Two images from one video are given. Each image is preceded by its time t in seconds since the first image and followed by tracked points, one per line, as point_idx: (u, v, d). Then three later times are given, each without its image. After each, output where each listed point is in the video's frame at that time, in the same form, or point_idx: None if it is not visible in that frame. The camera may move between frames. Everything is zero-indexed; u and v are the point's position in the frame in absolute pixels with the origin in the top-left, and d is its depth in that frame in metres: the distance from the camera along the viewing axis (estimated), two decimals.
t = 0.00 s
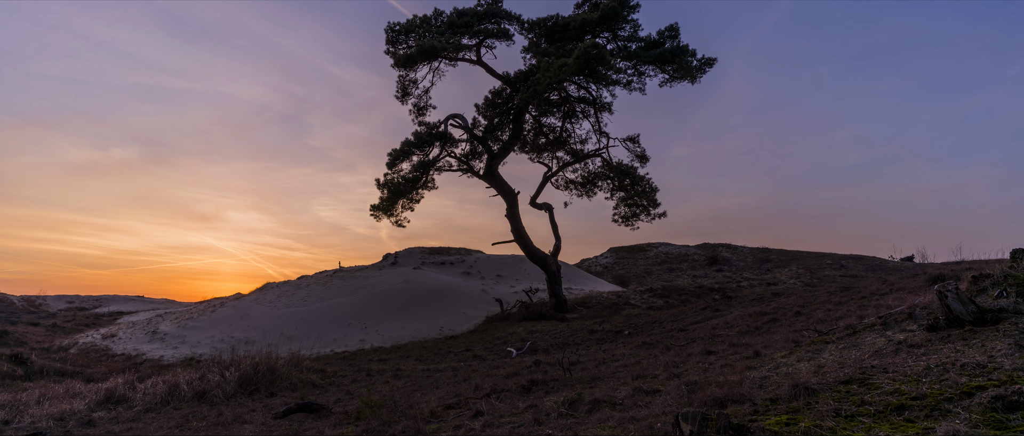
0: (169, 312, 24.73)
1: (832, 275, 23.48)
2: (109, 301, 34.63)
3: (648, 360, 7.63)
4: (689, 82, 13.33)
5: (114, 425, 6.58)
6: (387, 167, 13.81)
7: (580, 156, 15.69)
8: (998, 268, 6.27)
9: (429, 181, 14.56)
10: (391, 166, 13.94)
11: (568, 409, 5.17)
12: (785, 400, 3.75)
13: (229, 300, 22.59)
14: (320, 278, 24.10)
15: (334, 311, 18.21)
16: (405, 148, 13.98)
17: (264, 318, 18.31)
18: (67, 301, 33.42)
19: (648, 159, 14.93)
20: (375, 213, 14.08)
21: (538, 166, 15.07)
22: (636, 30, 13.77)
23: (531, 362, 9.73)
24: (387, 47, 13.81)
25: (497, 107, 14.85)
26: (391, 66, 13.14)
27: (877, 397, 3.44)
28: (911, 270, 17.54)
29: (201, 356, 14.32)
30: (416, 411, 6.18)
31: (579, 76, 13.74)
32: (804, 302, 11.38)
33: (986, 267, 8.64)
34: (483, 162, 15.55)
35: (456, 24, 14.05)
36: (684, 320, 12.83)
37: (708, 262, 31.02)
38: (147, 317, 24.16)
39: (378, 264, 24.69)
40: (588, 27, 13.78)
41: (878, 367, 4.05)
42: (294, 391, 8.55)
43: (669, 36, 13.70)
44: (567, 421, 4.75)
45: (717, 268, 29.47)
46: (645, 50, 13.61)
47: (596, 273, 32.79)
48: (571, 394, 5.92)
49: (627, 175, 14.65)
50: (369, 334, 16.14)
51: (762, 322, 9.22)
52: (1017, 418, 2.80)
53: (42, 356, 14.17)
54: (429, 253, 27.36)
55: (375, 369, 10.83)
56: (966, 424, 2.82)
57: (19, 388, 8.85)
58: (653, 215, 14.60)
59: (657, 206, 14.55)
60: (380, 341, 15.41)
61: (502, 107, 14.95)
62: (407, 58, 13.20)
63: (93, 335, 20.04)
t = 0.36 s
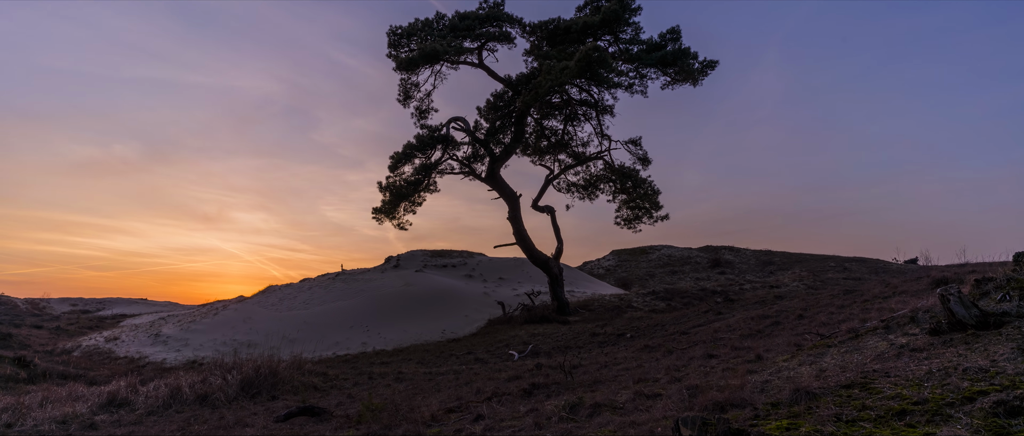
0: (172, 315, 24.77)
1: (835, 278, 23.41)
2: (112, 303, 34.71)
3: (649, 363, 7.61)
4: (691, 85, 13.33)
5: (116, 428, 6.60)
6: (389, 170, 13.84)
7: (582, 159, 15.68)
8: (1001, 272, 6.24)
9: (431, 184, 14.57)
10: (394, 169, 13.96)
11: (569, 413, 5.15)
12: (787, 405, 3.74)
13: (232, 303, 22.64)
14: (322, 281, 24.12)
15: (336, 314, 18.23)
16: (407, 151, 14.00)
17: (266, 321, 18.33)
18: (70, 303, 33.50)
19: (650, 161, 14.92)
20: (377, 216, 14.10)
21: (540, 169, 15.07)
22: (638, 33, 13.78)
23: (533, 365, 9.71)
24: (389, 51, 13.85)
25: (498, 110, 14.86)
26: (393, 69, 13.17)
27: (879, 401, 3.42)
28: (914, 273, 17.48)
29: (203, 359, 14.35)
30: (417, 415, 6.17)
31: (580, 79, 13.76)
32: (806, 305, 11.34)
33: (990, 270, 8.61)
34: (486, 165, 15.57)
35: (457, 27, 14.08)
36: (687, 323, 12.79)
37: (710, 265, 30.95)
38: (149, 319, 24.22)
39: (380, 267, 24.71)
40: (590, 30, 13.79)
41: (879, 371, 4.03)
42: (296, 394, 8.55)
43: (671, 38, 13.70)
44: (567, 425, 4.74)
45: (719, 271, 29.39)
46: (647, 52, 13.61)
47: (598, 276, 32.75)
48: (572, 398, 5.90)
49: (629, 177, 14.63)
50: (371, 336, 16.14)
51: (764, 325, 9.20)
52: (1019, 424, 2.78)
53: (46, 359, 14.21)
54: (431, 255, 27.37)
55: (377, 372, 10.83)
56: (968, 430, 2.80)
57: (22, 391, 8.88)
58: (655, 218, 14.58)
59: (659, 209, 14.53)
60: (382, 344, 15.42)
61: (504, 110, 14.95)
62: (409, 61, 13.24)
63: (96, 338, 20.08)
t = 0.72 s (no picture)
0: (175, 318, 24.81)
1: (838, 280, 23.35)
2: (115, 306, 34.79)
3: (651, 366, 7.60)
4: (693, 88, 13.33)
5: (118, 432, 6.61)
6: (391, 173, 13.86)
7: (584, 162, 15.68)
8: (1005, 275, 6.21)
9: (433, 187, 14.58)
10: (396, 172, 13.98)
11: (570, 417, 5.14)
12: (788, 409, 3.72)
13: (234, 306, 22.68)
14: (324, 283, 24.16)
15: (338, 317, 18.24)
16: (409, 154, 14.01)
17: (268, 324, 18.35)
18: (74, 306, 33.60)
19: (651, 164, 14.90)
20: (379, 219, 14.11)
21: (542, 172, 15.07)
22: (640, 36, 13.80)
23: (535, 369, 9.69)
24: (391, 54, 13.90)
25: (501, 113, 14.88)
26: (395, 72, 13.20)
27: (880, 406, 3.41)
28: (918, 276, 17.42)
29: (206, 362, 14.37)
30: (418, 419, 6.16)
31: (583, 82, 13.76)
32: (809, 308, 11.29)
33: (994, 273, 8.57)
34: (488, 168, 15.59)
35: (459, 30, 14.12)
36: (689, 326, 12.76)
37: (713, 268, 30.89)
38: (152, 322, 24.24)
39: (382, 270, 24.73)
40: (592, 33, 13.80)
41: (881, 375, 4.01)
42: (297, 397, 8.56)
43: (673, 41, 13.70)
44: (568, 430, 4.73)
45: (722, 273, 29.32)
46: (649, 55, 13.62)
47: (601, 279, 32.70)
48: (573, 402, 5.88)
49: (631, 180, 14.61)
50: (373, 340, 16.14)
51: (766, 328, 9.17)
52: (1022, 430, 2.76)
53: (49, 362, 14.24)
54: (433, 258, 27.39)
55: (379, 376, 10.83)
56: None
57: (25, 394, 8.90)
58: (657, 221, 14.56)
59: (661, 212, 14.51)
60: (384, 347, 15.41)
61: (505, 113, 14.95)
62: (411, 65, 13.27)
63: (99, 341, 20.12)
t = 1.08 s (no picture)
0: (178, 320, 24.86)
1: (841, 283, 23.30)
2: (118, 309, 34.87)
3: (653, 369, 7.58)
4: (694, 90, 13.32)
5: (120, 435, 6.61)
6: (393, 175, 13.88)
7: (586, 164, 15.68)
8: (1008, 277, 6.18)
9: (435, 190, 14.61)
10: (398, 174, 14.01)
11: (571, 421, 5.14)
12: (789, 413, 3.71)
13: (237, 308, 22.72)
14: (327, 286, 24.19)
15: (340, 319, 18.25)
16: (411, 157, 14.04)
17: (270, 326, 18.37)
18: (77, 309, 33.67)
19: (653, 166, 14.90)
20: (381, 221, 14.13)
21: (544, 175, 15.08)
22: (641, 38, 13.81)
23: (536, 371, 9.66)
24: (393, 57, 13.93)
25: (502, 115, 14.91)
26: (397, 75, 13.24)
27: (881, 410, 3.39)
28: (921, 278, 17.35)
29: (208, 365, 14.39)
30: (419, 422, 6.15)
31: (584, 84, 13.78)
32: (811, 311, 11.25)
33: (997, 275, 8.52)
34: (489, 170, 15.61)
35: (461, 33, 14.16)
36: (691, 329, 12.72)
37: (715, 270, 30.83)
38: (155, 325, 24.28)
39: (384, 272, 24.76)
40: (593, 36, 13.82)
41: (883, 379, 3.99)
42: (299, 400, 8.56)
43: (674, 44, 13.71)
44: (568, 434, 4.72)
45: (724, 276, 29.25)
46: (650, 58, 13.63)
47: (603, 281, 32.67)
48: (574, 406, 5.87)
49: (633, 182, 14.60)
50: (375, 342, 16.14)
51: (768, 331, 9.14)
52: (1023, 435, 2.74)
53: (52, 365, 14.28)
54: (435, 261, 27.40)
55: (381, 378, 10.82)
56: None
57: (27, 397, 8.91)
58: (659, 223, 14.55)
59: (663, 214, 14.50)
60: (386, 350, 15.42)
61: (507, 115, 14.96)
62: (412, 68, 13.31)
63: (102, 343, 20.17)
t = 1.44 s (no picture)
0: (180, 323, 24.89)
1: (844, 285, 23.22)
2: (121, 311, 34.96)
3: (655, 372, 7.56)
4: (696, 92, 13.31)
5: None
6: (395, 178, 13.90)
7: (588, 167, 15.68)
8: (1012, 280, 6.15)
9: (437, 192, 14.63)
10: (400, 177, 14.02)
11: (571, 425, 5.13)
12: (790, 417, 3.70)
13: (240, 311, 22.75)
14: (329, 288, 24.22)
15: (343, 322, 18.27)
16: (413, 160, 14.06)
17: (273, 329, 18.40)
18: (80, 311, 33.77)
19: (655, 169, 14.89)
20: (383, 224, 14.15)
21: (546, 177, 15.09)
22: (643, 41, 13.82)
23: (538, 374, 9.65)
24: (395, 60, 13.97)
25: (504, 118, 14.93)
26: (399, 79, 13.27)
27: (882, 415, 3.38)
28: (925, 281, 17.30)
29: (210, 368, 14.41)
30: (420, 426, 6.15)
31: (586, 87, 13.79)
32: (814, 314, 11.21)
33: (1000, 278, 8.49)
34: (491, 173, 15.63)
35: (463, 36, 14.19)
36: (693, 331, 12.69)
37: (718, 272, 30.76)
38: (158, 327, 24.32)
39: (386, 275, 24.78)
40: (594, 39, 13.84)
41: (885, 383, 3.97)
42: (300, 403, 8.56)
43: (675, 46, 13.71)
44: None
45: (727, 278, 29.19)
46: (652, 60, 13.63)
47: (605, 284, 32.62)
48: (575, 409, 5.86)
49: (635, 185, 14.58)
50: (377, 345, 16.13)
51: (771, 334, 9.12)
52: None
53: (55, 367, 14.32)
54: (437, 263, 27.42)
55: (383, 381, 10.82)
56: None
57: (29, 400, 8.93)
58: (661, 225, 14.54)
59: (664, 217, 14.49)
60: (388, 352, 15.42)
61: (509, 118, 14.97)
62: (414, 71, 13.34)
63: (105, 346, 20.21)
